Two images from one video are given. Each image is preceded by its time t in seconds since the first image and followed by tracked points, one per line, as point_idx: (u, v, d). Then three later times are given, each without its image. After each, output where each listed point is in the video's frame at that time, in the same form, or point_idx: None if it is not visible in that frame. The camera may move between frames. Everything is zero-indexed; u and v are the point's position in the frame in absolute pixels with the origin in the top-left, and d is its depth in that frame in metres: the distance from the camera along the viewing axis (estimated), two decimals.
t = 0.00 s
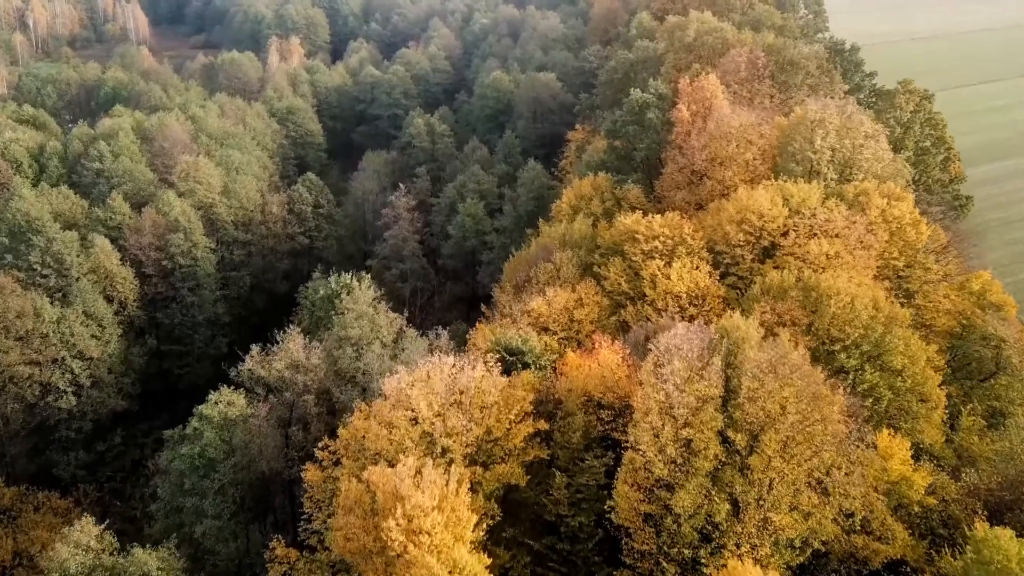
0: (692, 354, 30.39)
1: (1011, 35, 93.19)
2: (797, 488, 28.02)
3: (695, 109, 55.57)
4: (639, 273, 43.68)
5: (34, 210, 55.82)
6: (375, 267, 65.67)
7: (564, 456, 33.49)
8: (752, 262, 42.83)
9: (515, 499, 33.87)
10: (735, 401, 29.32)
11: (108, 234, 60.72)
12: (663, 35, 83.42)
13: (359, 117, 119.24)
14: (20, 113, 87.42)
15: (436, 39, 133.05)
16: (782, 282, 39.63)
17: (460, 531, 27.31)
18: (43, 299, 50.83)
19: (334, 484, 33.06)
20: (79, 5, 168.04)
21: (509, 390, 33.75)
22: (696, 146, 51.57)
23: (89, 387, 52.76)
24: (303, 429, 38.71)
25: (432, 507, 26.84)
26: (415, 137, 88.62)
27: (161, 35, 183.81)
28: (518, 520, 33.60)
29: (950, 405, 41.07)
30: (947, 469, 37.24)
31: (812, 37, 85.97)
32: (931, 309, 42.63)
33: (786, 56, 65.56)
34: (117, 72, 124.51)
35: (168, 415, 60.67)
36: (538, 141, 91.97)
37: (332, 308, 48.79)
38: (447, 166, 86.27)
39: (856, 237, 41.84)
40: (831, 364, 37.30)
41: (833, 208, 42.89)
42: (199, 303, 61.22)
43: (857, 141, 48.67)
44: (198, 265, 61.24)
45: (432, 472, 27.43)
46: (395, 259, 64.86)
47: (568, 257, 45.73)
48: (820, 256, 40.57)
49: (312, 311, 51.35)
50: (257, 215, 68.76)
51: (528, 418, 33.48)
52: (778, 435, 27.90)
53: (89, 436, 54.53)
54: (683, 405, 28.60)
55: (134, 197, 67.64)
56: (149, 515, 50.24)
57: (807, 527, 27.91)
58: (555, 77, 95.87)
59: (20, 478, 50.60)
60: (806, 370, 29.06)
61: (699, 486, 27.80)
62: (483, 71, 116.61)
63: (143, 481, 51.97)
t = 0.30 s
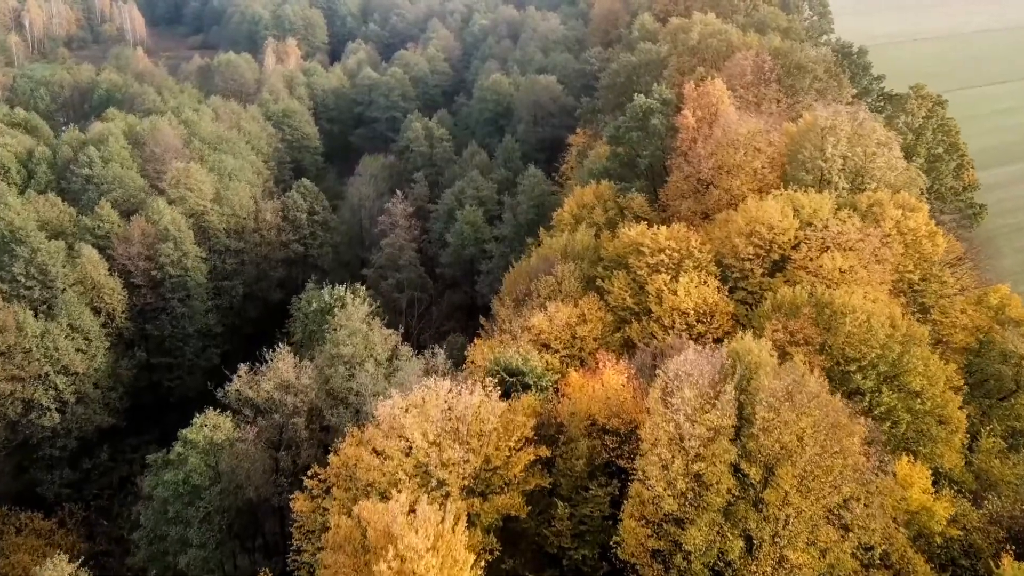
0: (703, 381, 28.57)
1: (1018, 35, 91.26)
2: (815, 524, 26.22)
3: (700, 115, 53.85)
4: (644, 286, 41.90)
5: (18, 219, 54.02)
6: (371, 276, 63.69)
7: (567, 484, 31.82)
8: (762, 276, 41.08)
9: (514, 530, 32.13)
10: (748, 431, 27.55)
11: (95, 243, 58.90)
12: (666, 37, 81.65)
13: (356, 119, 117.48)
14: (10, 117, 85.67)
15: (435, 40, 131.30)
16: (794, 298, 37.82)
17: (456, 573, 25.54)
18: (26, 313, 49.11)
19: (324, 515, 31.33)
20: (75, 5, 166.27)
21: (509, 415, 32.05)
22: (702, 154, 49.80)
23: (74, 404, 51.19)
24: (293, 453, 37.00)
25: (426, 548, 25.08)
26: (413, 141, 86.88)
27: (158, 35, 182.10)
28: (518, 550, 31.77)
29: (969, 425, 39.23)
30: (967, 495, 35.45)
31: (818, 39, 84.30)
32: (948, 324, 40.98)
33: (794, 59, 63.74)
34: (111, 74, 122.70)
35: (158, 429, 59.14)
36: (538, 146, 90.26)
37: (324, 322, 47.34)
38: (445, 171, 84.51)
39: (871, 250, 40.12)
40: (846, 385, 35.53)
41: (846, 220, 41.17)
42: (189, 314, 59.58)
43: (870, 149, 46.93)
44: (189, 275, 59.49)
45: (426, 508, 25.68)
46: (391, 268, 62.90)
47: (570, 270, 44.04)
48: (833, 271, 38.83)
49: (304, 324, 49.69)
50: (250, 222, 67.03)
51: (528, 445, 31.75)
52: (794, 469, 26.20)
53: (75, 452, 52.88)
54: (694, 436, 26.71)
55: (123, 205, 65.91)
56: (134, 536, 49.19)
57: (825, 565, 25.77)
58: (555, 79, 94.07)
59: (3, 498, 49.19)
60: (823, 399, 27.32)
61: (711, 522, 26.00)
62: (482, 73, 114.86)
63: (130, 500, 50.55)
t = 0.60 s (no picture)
0: (714, 408, 26.96)
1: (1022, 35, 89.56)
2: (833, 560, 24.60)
3: (706, 121, 52.31)
4: (648, 300, 40.34)
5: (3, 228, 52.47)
6: (368, 286, 61.86)
7: (569, 512, 30.24)
8: (771, 289, 39.53)
9: (514, 560, 30.64)
10: (761, 460, 26.01)
11: (84, 251, 57.30)
12: (669, 39, 80.16)
13: (354, 122, 116.05)
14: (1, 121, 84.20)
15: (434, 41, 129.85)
16: (806, 313, 36.25)
17: None
18: (10, 325, 47.60)
19: (314, 545, 29.84)
20: (73, 6, 164.86)
21: (509, 440, 30.51)
22: (708, 161, 48.33)
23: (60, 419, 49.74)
24: (283, 476, 35.56)
25: None
26: (411, 145, 85.41)
27: (156, 36, 180.65)
28: None
29: (987, 445, 37.67)
30: (986, 520, 33.96)
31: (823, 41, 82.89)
32: (963, 339, 39.46)
33: (800, 63, 62.32)
34: (106, 76, 121.24)
35: (148, 442, 57.77)
36: (538, 149, 88.81)
37: (318, 335, 46.00)
38: (444, 176, 83.06)
39: (885, 262, 38.58)
40: (860, 405, 34.00)
41: (858, 231, 39.66)
42: (181, 324, 58.07)
43: (881, 156, 45.44)
44: (180, 284, 57.95)
45: (420, 545, 24.15)
46: (388, 277, 61.07)
47: (572, 282, 42.54)
48: (846, 285, 37.32)
49: (297, 336, 48.28)
50: (244, 230, 65.54)
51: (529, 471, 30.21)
52: (811, 502, 24.69)
53: (62, 468, 51.49)
54: (705, 467, 25.15)
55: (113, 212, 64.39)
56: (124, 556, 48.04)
57: None
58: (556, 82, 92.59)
59: None
60: (841, 428, 25.80)
61: (723, 558, 24.38)
62: (482, 75, 113.40)
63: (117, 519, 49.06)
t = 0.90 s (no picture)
0: (728, 442, 25.15)
1: None
2: None
3: (711, 127, 50.53)
4: (654, 316, 38.57)
5: None
6: (363, 296, 59.71)
7: (572, 548, 28.42)
8: (783, 305, 37.77)
9: None
10: (778, 498, 24.26)
11: (70, 262, 55.51)
12: (672, 42, 78.53)
13: (351, 125, 114.41)
14: None
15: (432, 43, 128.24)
16: (820, 331, 34.48)
17: None
18: None
19: None
20: (69, 7, 163.22)
21: (507, 471, 28.70)
22: (714, 170, 46.61)
23: (43, 437, 48.04)
24: (271, 504, 33.86)
25: None
26: (408, 149, 83.69)
27: (153, 37, 179.00)
28: None
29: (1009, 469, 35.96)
30: (1009, 551, 32.29)
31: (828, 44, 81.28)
32: (983, 356, 37.77)
33: (808, 66, 60.78)
34: (100, 78, 119.52)
35: (137, 458, 56.07)
36: (538, 154, 87.15)
37: (309, 351, 44.64)
38: (442, 181, 81.41)
39: (901, 278, 36.85)
40: (878, 429, 32.24)
41: (873, 244, 37.95)
42: (170, 336, 56.34)
43: (896, 165, 43.74)
44: (169, 295, 56.18)
45: None
46: (384, 287, 58.89)
47: (574, 297, 40.81)
48: (861, 302, 35.57)
49: (289, 352, 46.69)
50: (236, 238, 63.77)
51: (529, 505, 28.36)
52: (833, 545, 22.92)
53: (45, 488, 49.79)
54: (720, 509, 23.25)
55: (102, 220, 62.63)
56: None
57: None
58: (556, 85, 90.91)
59: None
60: (864, 464, 24.01)
61: None
62: (481, 77, 111.75)
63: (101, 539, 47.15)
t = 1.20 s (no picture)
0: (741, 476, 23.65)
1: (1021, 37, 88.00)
2: None
3: (717, 134, 48.99)
4: (659, 333, 37.08)
5: None
6: (359, 306, 57.99)
7: None
8: (793, 321, 36.27)
9: None
10: (795, 536, 22.80)
11: (56, 271, 53.94)
12: (674, 44, 77.15)
13: (348, 128, 112.92)
14: None
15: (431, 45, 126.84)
16: (834, 350, 33.01)
17: None
18: None
19: None
20: (66, 7, 161.73)
21: (507, 503, 27.20)
22: (720, 179, 45.14)
23: (26, 455, 46.54)
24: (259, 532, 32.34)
25: None
26: (406, 154, 82.18)
27: (150, 38, 177.55)
28: None
29: None
30: None
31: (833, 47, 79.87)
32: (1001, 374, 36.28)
33: (814, 70, 59.38)
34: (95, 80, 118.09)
35: (126, 472, 54.66)
36: (538, 158, 85.65)
37: (302, 366, 43.35)
38: (440, 187, 79.96)
39: (917, 292, 35.35)
40: (895, 454, 30.74)
41: (887, 258, 36.48)
42: (160, 348, 54.83)
43: (909, 174, 42.25)
44: (159, 306, 54.69)
45: None
46: (380, 297, 57.05)
47: (576, 312, 39.31)
48: (876, 319, 34.08)
49: (280, 367, 45.30)
50: (229, 246, 62.26)
51: (530, 538, 26.82)
52: None
53: (30, 507, 48.39)
54: (734, 551, 21.70)
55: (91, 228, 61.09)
56: None
57: None
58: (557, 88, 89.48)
59: None
60: (886, 502, 22.52)
61: None
62: (480, 80, 110.35)
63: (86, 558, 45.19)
